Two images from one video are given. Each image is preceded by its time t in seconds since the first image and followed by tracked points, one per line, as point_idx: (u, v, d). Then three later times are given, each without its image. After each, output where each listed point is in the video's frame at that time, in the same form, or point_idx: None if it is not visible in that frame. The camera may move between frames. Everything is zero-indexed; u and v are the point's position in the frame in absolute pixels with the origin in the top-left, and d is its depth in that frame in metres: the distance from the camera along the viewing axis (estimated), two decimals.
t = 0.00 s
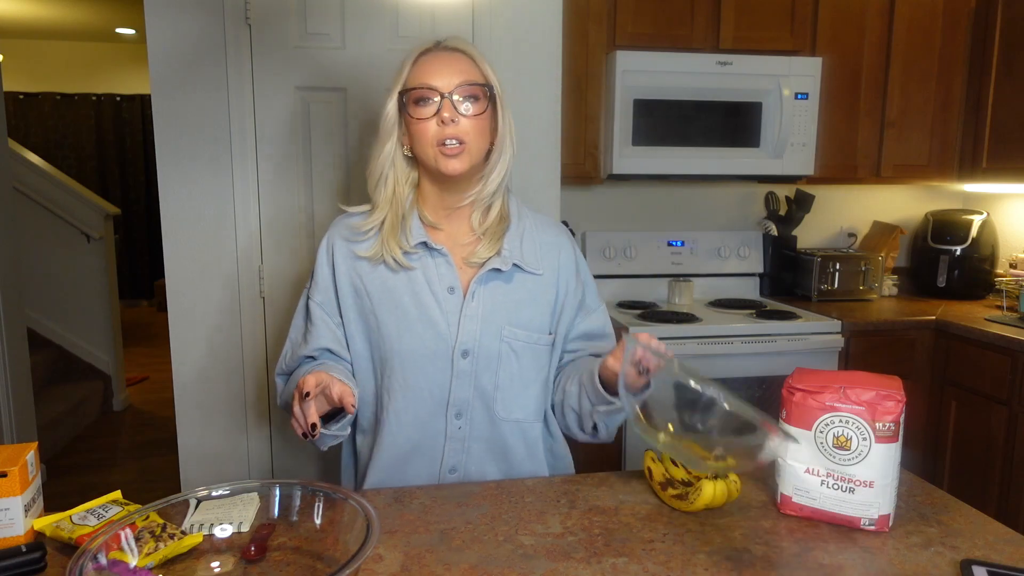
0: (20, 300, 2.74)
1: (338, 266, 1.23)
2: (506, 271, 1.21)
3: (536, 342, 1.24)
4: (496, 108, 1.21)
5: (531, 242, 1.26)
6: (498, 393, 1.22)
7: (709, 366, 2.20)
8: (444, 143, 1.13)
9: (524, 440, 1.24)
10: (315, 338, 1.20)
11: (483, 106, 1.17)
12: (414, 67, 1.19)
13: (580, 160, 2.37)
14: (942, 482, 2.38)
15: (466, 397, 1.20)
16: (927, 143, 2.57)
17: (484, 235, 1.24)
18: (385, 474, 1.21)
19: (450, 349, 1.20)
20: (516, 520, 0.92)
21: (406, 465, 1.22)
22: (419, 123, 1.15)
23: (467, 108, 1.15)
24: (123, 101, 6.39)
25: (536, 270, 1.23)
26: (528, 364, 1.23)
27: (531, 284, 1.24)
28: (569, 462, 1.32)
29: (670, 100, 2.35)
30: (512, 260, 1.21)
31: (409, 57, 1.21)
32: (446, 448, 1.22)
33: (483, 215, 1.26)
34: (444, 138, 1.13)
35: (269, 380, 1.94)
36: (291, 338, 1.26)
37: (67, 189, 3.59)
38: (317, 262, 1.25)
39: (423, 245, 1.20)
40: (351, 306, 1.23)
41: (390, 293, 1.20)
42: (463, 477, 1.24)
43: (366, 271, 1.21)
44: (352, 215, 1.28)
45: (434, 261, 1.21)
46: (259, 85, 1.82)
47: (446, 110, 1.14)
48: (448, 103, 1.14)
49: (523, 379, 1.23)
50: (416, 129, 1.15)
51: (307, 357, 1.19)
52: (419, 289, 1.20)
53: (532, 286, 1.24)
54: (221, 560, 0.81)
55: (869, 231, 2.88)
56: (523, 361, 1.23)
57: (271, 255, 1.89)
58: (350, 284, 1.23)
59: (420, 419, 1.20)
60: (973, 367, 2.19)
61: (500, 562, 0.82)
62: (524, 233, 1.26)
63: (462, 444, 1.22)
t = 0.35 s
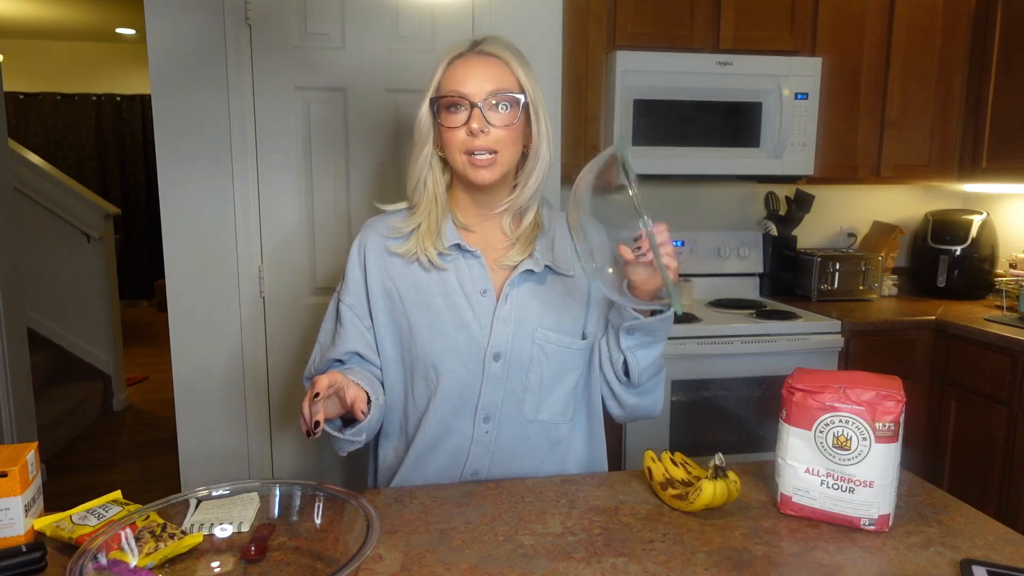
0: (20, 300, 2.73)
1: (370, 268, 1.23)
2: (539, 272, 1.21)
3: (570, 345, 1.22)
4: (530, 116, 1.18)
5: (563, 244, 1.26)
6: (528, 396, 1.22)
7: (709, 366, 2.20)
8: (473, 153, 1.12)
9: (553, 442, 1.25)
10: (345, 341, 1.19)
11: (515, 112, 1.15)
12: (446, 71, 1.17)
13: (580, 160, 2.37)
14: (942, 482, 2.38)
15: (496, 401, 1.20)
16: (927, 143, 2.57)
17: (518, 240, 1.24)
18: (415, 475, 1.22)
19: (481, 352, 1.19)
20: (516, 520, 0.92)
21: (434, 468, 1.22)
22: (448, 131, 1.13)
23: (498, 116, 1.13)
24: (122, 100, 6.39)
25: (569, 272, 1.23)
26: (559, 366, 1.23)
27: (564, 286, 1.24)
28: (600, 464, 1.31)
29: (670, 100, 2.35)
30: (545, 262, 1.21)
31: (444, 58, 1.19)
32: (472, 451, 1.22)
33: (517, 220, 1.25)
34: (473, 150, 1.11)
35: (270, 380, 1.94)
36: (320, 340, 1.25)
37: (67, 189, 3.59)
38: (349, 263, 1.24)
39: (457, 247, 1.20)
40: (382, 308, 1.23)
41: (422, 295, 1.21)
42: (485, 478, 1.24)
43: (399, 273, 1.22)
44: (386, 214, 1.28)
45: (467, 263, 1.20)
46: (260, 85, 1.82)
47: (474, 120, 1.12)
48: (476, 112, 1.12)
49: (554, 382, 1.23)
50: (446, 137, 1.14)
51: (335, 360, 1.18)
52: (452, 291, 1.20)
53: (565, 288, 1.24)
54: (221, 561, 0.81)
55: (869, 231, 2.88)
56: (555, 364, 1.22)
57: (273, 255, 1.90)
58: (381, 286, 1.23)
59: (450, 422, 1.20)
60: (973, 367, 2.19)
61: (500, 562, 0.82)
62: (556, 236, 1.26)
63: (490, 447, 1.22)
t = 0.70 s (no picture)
0: (20, 300, 2.73)
1: (376, 268, 1.23)
2: (545, 271, 1.21)
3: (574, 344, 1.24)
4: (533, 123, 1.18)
5: (569, 243, 1.26)
6: (533, 395, 1.22)
7: (709, 366, 2.20)
8: (478, 168, 1.13)
9: (558, 441, 1.25)
10: (350, 341, 1.18)
11: (519, 123, 1.14)
12: (449, 79, 1.16)
13: (580, 160, 2.37)
14: (942, 482, 2.38)
15: (501, 401, 1.20)
16: (927, 143, 2.57)
17: (524, 242, 1.24)
18: (422, 475, 1.22)
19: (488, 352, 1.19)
20: (516, 520, 0.92)
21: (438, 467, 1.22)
22: (452, 145, 1.14)
23: (502, 130, 1.13)
24: (122, 100, 6.39)
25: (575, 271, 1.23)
26: (564, 365, 1.24)
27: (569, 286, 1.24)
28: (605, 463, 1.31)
29: (670, 100, 2.35)
30: (551, 260, 1.21)
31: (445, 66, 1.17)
32: (478, 452, 1.22)
33: (522, 223, 1.25)
34: (479, 166, 1.12)
35: (270, 380, 1.94)
36: (323, 339, 1.24)
37: (66, 189, 3.59)
38: (355, 263, 1.24)
39: (463, 247, 1.20)
40: (387, 308, 1.23)
41: (429, 294, 1.21)
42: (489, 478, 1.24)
43: (406, 273, 1.22)
44: (392, 214, 1.28)
45: (473, 262, 1.20)
46: (260, 85, 1.82)
47: (478, 135, 1.11)
48: (480, 127, 1.12)
49: (559, 380, 1.23)
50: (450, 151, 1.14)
51: (340, 360, 1.18)
52: (458, 290, 1.20)
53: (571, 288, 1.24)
54: (221, 560, 0.81)
55: (869, 231, 2.88)
56: (560, 362, 1.23)
57: (273, 255, 1.90)
58: (387, 286, 1.23)
59: (456, 422, 1.21)
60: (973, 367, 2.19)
61: (500, 562, 0.82)
62: (562, 235, 1.26)
63: (495, 447, 1.22)
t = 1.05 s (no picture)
0: (20, 299, 2.74)
1: (369, 268, 1.21)
2: (539, 273, 1.21)
3: (568, 345, 1.24)
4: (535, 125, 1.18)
5: (562, 243, 1.27)
6: (527, 396, 1.23)
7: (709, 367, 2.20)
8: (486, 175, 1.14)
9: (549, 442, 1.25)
10: (340, 341, 1.17)
11: (524, 128, 1.14)
12: (457, 81, 1.13)
13: (580, 160, 2.38)
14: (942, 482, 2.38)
15: (496, 402, 1.20)
16: (927, 143, 2.57)
17: (517, 240, 1.25)
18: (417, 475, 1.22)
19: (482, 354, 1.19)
20: (516, 520, 0.92)
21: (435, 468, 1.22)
22: (459, 152, 1.13)
23: (509, 136, 1.13)
24: (122, 100, 6.39)
25: (568, 272, 1.24)
26: (559, 366, 1.24)
27: (563, 287, 1.25)
28: (593, 462, 1.32)
29: (670, 100, 2.35)
30: (545, 262, 1.21)
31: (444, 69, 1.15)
32: (473, 454, 1.22)
33: (515, 221, 1.27)
34: (490, 174, 1.13)
35: (270, 380, 1.94)
36: (309, 338, 1.21)
37: (66, 189, 3.59)
38: (347, 263, 1.23)
39: (458, 247, 1.21)
40: (378, 309, 1.22)
41: (423, 295, 1.20)
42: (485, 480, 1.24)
43: (400, 274, 1.21)
44: (385, 216, 1.27)
45: (468, 263, 1.21)
46: (260, 85, 1.82)
47: (489, 143, 1.12)
48: (491, 134, 1.12)
49: (552, 381, 1.24)
50: (458, 158, 1.14)
51: (328, 362, 1.16)
52: (453, 291, 1.20)
53: (564, 289, 1.25)
54: (221, 560, 0.81)
55: (869, 231, 2.88)
56: (554, 363, 1.24)
57: (272, 255, 1.90)
58: (380, 286, 1.22)
59: (448, 424, 1.20)
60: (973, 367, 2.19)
61: (500, 562, 0.82)
62: (555, 236, 1.27)
63: (489, 448, 1.22)
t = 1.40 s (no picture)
0: (20, 299, 2.73)
1: (375, 269, 1.19)
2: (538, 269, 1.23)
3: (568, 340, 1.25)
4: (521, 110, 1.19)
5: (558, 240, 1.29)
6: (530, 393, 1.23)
7: (708, 367, 2.20)
8: (478, 158, 1.14)
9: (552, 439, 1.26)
10: (367, 345, 1.14)
11: (509, 110, 1.15)
12: (442, 76, 1.15)
13: (580, 160, 2.38)
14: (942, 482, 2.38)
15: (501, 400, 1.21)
16: (927, 143, 2.57)
17: (515, 229, 1.26)
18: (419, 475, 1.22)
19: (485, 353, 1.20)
20: (516, 520, 0.92)
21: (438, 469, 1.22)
22: (450, 140, 1.14)
23: (496, 118, 1.14)
24: (122, 100, 6.39)
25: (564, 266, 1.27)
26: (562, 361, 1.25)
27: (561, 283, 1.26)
28: (589, 460, 1.31)
29: (670, 100, 2.35)
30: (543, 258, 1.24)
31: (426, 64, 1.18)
32: (477, 452, 1.22)
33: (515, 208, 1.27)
34: (480, 155, 1.13)
35: (271, 380, 1.94)
36: (328, 348, 1.16)
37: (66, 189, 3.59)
38: (353, 266, 1.20)
39: (463, 244, 1.21)
40: (392, 309, 1.20)
41: (429, 294, 1.20)
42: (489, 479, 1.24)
43: (406, 273, 1.19)
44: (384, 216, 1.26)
45: (471, 260, 1.21)
46: (260, 85, 1.82)
47: (477, 127, 1.13)
48: (479, 119, 1.13)
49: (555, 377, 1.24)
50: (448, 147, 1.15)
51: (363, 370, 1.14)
52: (458, 289, 1.21)
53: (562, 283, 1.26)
54: (221, 561, 0.81)
55: (869, 231, 2.88)
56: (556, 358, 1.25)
57: (272, 254, 1.90)
58: (390, 286, 1.19)
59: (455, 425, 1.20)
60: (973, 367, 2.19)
61: (500, 562, 0.82)
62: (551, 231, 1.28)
63: (493, 447, 1.22)
